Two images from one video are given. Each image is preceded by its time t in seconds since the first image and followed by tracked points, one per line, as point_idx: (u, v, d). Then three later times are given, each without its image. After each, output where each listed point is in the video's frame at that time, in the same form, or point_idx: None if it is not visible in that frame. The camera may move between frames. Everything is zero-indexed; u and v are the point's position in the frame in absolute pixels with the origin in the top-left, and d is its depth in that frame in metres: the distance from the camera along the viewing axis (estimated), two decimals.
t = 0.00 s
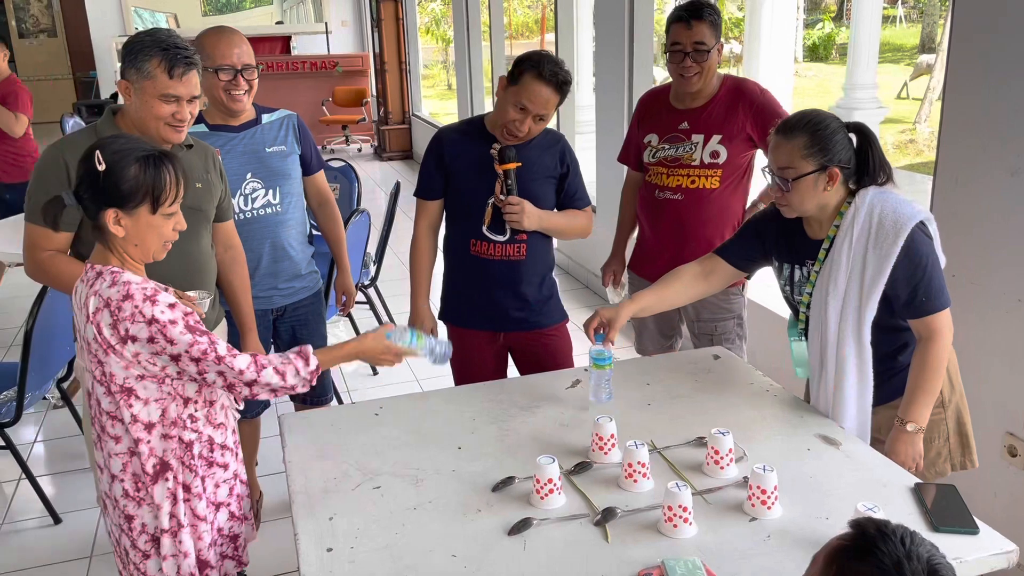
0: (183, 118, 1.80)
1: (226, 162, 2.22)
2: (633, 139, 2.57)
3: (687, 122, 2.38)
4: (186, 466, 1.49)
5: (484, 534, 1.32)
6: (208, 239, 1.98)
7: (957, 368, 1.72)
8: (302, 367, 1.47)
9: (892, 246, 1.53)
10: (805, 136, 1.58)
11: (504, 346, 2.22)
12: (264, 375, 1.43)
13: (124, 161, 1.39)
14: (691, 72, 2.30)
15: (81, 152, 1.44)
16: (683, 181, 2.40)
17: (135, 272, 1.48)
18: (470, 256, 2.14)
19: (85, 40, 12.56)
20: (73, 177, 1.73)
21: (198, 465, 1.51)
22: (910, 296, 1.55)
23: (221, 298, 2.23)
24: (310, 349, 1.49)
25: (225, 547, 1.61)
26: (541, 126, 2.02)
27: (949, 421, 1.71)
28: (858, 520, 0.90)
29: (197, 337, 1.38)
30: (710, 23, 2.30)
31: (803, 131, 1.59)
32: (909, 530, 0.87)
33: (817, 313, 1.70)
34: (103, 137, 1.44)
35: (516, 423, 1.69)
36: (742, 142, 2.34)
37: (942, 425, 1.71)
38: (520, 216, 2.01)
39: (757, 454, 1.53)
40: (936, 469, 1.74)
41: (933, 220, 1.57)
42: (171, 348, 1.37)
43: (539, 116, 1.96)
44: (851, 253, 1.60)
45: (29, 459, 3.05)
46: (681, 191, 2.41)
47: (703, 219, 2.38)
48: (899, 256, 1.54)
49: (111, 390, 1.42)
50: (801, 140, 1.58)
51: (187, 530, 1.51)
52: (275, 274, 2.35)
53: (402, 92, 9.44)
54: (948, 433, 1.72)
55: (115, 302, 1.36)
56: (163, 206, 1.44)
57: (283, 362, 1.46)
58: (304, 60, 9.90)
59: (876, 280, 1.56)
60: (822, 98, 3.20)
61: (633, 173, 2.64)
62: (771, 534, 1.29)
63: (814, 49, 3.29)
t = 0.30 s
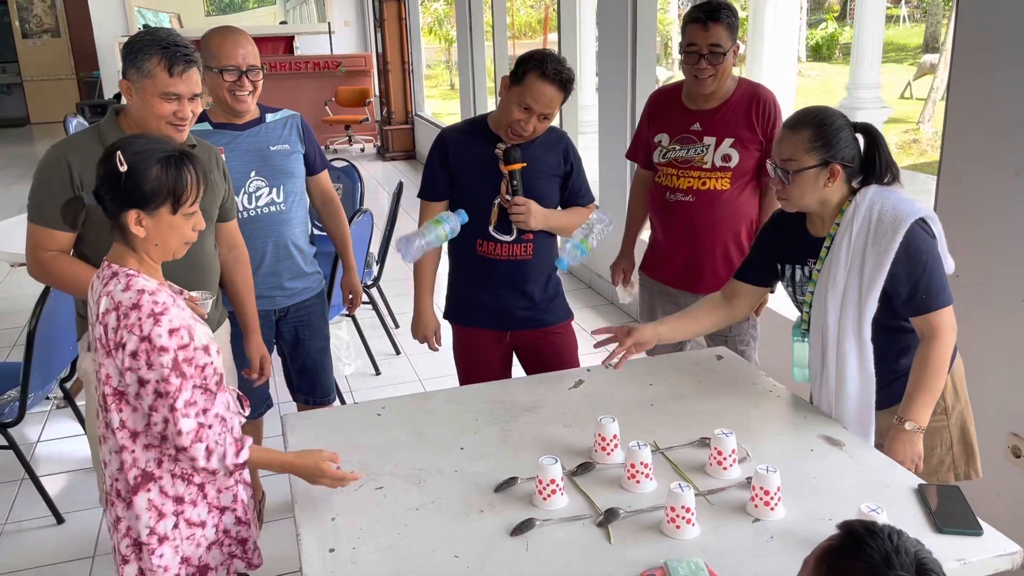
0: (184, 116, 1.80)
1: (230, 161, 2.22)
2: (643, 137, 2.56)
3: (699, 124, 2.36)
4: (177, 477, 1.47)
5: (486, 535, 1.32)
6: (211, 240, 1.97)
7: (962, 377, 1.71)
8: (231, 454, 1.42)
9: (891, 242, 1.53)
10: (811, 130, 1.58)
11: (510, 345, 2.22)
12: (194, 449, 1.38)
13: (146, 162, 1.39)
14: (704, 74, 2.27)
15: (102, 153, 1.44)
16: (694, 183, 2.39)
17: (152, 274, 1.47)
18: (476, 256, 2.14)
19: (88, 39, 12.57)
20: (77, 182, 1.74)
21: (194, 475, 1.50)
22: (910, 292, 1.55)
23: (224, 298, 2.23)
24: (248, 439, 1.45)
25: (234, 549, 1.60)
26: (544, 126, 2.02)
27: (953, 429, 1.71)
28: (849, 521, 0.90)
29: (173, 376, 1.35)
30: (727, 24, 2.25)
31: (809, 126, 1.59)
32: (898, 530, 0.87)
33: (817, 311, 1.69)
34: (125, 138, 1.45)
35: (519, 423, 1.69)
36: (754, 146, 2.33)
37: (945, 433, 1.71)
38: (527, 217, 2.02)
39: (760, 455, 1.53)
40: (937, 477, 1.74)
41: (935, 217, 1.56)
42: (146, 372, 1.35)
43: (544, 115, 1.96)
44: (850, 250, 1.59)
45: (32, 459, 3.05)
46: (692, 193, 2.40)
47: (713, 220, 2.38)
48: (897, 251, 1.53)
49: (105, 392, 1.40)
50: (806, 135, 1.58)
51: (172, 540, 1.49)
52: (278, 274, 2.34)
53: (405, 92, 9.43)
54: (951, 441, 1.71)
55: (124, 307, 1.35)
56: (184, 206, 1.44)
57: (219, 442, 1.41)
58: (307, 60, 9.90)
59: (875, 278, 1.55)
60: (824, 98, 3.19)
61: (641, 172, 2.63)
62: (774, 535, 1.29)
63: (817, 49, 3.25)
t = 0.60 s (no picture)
0: (188, 119, 1.81)
1: (232, 161, 2.22)
2: (648, 136, 2.55)
3: (705, 124, 2.35)
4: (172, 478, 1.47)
5: (487, 535, 1.32)
6: (213, 241, 1.97)
7: (968, 380, 1.70)
8: (204, 464, 1.41)
9: (886, 247, 1.52)
10: (796, 142, 1.58)
11: (515, 344, 2.22)
12: (168, 457, 1.36)
13: (160, 166, 1.39)
14: (710, 76, 2.27)
15: (117, 151, 1.44)
16: (699, 185, 2.39)
17: (151, 273, 1.47)
18: (481, 255, 2.14)
19: (91, 39, 12.58)
20: (79, 179, 1.74)
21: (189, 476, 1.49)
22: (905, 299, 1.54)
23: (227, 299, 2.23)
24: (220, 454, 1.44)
25: (229, 549, 1.60)
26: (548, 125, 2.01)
27: (958, 432, 1.70)
28: (844, 520, 0.89)
29: (158, 379, 1.34)
30: (733, 27, 2.24)
31: (794, 140, 1.59)
32: (892, 529, 0.86)
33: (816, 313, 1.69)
34: (142, 139, 1.45)
35: (521, 424, 1.69)
36: (758, 149, 2.33)
37: (949, 435, 1.70)
38: (531, 216, 2.02)
39: (762, 455, 1.53)
40: (941, 479, 1.74)
41: (934, 223, 1.56)
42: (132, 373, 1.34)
43: (545, 115, 1.96)
44: (848, 254, 1.59)
45: (35, 458, 3.06)
46: (697, 194, 2.40)
47: (718, 222, 2.38)
48: (894, 255, 1.52)
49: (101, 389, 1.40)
50: (791, 149, 1.58)
51: (165, 539, 1.49)
52: (280, 273, 2.35)
53: (407, 91, 9.43)
54: (955, 444, 1.71)
55: (122, 308, 1.36)
56: (192, 212, 1.44)
57: (194, 451, 1.39)
58: (309, 60, 9.91)
59: (871, 282, 1.54)
60: (827, 98, 3.18)
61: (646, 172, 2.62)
62: (776, 535, 1.29)
63: (819, 48, 3.25)
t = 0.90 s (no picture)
0: (195, 119, 1.81)
1: (234, 160, 2.22)
2: (651, 135, 2.55)
3: (706, 125, 2.35)
4: (175, 476, 1.47)
5: (489, 534, 1.32)
6: (216, 240, 1.98)
7: (970, 382, 1.70)
8: (232, 443, 1.44)
9: (883, 247, 1.52)
10: (793, 146, 1.57)
11: (520, 342, 2.22)
12: (198, 444, 1.39)
13: (164, 166, 1.39)
14: (711, 78, 2.27)
15: (122, 150, 1.44)
16: (699, 185, 2.39)
17: (153, 273, 1.47)
18: (488, 254, 2.14)
19: (93, 39, 12.58)
20: (84, 178, 1.74)
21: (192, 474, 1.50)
22: (902, 301, 1.54)
23: (229, 298, 2.23)
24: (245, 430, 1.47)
25: (229, 550, 1.61)
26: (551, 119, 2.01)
27: (959, 435, 1.70)
28: (849, 519, 0.90)
29: (173, 373, 1.36)
30: (734, 28, 2.24)
31: (792, 142, 1.58)
32: (894, 528, 0.86)
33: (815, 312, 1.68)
34: (147, 138, 1.45)
35: (523, 423, 1.69)
36: (759, 149, 2.32)
37: (952, 437, 1.70)
38: (537, 216, 2.01)
39: (764, 455, 1.53)
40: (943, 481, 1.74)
41: (934, 224, 1.56)
42: (147, 372, 1.35)
43: (543, 112, 1.96)
44: (846, 254, 1.59)
45: (37, 457, 3.07)
46: (696, 194, 2.40)
47: (717, 222, 2.38)
48: (890, 256, 1.52)
49: (106, 389, 1.40)
50: (790, 152, 1.58)
51: (167, 538, 1.49)
52: (282, 272, 2.35)
53: (409, 91, 9.43)
54: (958, 446, 1.71)
55: (127, 306, 1.36)
56: (195, 213, 1.44)
57: (220, 435, 1.42)
58: (311, 59, 9.92)
59: (868, 282, 1.54)
60: (828, 97, 3.18)
61: (649, 171, 2.62)
62: (779, 534, 1.29)
63: (820, 47, 3.26)
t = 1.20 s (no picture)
0: (196, 119, 1.81)
1: (236, 159, 2.23)
2: (652, 134, 2.56)
3: (706, 124, 2.35)
4: (182, 472, 1.48)
5: (491, 533, 1.32)
6: (219, 239, 1.98)
7: (973, 375, 1.70)
8: (277, 419, 1.48)
9: (897, 242, 1.52)
10: (810, 132, 1.57)
11: (526, 340, 2.22)
12: (245, 418, 1.43)
13: (163, 165, 1.39)
14: (712, 77, 2.27)
15: (120, 148, 1.44)
16: (698, 184, 2.40)
17: (151, 272, 1.47)
18: (495, 252, 2.14)
19: (93, 38, 12.59)
20: (87, 177, 1.74)
21: (198, 471, 1.51)
22: (912, 295, 1.54)
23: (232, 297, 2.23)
24: (288, 404, 1.50)
25: (238, 547, 1.61)
26: (534, 106, 1.99)
27: (963, 429, 1.70)
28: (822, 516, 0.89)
29: (200, 359, 1.39)
30: (735, 27, 2.24)
31: (808, 129, 1.58)
32: (873, 525, 0.86)
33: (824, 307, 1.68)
34: (144, 137, 1.45)
35: (525, 422, 1.69)
36: (759, 148, 2.32)
37: (955, 430, 1.70)
38: (543, 213, 2.00)
39: (766, 453, 1.53)
40: (948, 475, 1.74)
41: (945, 220, 1.55)
42: (172, 363, 1.38)
43: (522, 106, 1.97)
44: (856, 250, 1.59)
45: (39, 455, 3.07)
46: (696, 193, 2.40)
47: (719, 220, 2.38)
48: (904, 253, 1.52)
49: (112, 388, 1.40)
50: (806, 138, 1.57)
51: (172, 536, 1.49)
52: (283, 271, 2.35)
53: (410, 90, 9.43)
54: (961, 439, 1.71)
55: (131, 305, 1.37)
56: (192, 212, 1.45)
57: (263, 411, 1.46)
58: (311, 59, 9.92)
59: (880, 277, 1.55)
60: (829, 96, 3.19)
61: (651, 170, 2.62)
62: (780, 532, 1.29)
63: (821, 47, 3.27)
